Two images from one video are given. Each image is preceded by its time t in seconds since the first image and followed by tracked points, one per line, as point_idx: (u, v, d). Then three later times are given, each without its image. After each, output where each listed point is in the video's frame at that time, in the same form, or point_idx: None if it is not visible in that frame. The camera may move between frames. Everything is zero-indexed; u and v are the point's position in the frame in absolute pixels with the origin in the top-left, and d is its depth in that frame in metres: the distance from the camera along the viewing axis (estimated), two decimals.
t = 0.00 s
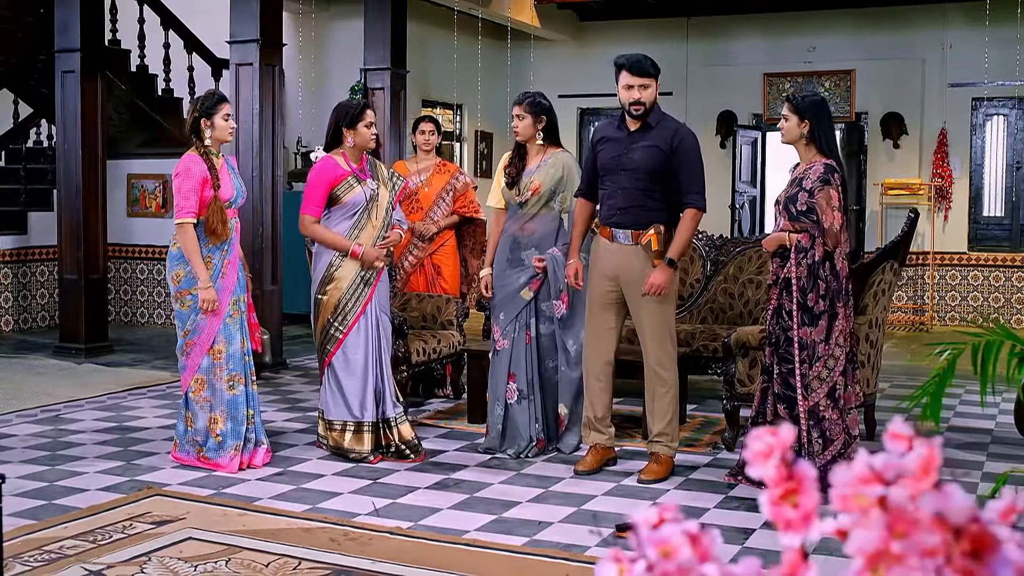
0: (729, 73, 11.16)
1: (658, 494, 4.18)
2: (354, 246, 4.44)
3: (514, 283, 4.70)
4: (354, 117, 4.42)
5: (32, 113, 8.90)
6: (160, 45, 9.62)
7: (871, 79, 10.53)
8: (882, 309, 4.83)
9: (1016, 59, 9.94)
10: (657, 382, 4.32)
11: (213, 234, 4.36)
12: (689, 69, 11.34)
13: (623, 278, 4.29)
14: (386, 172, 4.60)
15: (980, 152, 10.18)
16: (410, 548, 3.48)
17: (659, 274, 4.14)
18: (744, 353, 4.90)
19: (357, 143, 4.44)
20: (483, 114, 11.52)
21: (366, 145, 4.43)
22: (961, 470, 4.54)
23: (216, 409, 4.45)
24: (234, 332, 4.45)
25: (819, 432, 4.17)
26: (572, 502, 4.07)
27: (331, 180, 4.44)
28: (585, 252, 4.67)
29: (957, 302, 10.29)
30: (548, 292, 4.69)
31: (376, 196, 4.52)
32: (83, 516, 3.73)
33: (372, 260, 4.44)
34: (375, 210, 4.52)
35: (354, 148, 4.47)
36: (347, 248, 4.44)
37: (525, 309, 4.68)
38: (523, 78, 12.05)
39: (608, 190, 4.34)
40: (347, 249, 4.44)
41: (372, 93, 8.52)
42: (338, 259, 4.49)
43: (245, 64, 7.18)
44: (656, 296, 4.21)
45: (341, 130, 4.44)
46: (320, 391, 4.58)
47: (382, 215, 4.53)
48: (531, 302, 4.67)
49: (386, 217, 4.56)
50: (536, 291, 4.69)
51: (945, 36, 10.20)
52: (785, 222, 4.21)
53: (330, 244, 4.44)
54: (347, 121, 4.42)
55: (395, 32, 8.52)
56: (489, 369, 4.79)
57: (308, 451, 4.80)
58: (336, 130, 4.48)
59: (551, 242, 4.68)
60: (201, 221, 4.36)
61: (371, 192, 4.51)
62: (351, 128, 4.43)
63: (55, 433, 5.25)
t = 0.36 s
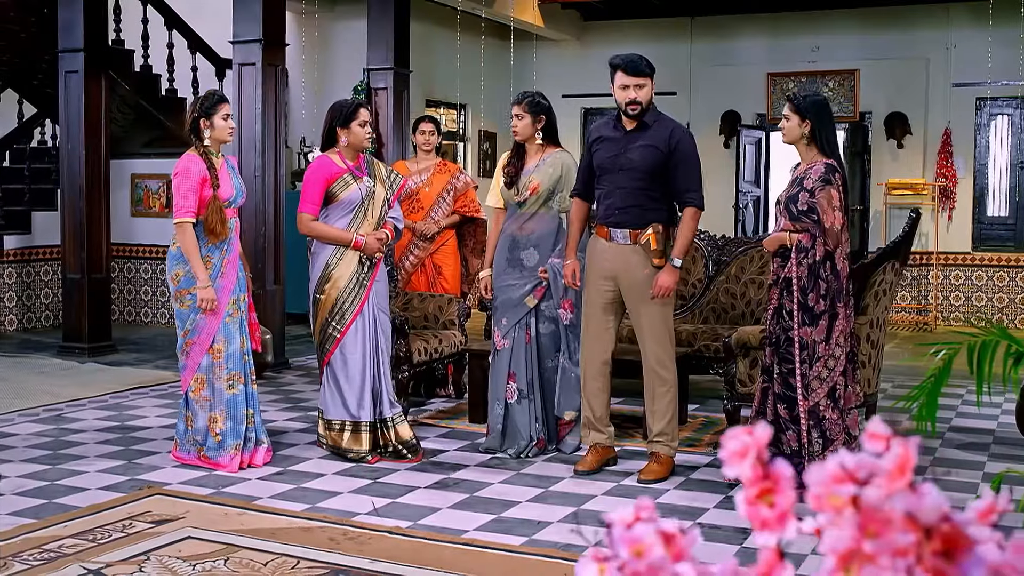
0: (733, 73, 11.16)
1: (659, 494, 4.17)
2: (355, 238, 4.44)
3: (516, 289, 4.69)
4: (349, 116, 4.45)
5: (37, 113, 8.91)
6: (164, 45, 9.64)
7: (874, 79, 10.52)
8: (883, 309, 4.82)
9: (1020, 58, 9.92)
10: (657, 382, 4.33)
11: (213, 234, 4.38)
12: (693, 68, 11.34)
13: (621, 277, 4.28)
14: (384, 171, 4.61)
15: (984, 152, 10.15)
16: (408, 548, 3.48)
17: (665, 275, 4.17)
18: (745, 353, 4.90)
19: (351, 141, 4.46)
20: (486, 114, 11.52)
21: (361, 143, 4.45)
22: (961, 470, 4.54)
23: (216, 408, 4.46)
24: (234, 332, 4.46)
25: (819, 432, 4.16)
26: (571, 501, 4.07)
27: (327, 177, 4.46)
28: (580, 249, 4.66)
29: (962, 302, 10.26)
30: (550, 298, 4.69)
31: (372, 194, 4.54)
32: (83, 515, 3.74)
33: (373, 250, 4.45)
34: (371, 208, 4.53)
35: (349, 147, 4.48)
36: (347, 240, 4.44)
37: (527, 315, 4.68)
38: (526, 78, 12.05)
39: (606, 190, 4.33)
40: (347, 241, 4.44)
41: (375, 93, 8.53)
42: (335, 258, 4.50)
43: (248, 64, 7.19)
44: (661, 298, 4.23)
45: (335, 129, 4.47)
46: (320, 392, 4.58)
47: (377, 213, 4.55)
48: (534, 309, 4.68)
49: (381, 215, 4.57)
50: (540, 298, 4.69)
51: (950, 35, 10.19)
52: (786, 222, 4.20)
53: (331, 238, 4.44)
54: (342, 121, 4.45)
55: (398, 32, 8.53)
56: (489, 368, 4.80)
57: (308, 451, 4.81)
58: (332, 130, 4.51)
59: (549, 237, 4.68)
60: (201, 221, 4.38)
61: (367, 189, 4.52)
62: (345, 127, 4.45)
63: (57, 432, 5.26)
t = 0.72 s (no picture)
0: (735, 72, 11.15)
1: (657, 494, 4.17)
2: (352, 238, 4.46)
3: (516, 293, 4.69)
4: (345, 115, 4.46)
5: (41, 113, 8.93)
6: (167, 45, 9.66)
7: (877, 79, 10.52)
8: (882, 309, 4.82)
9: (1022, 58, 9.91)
10: (656, 381, 4.33)
11: (212, 233, 4.39)
12: (695, 68, 11.34)
13: (618, 277, 4.29)
14: (382, 170, 4.61)
15: (987, 152, 10.13)
16: (405, 547, 3.48)
17: (649, 269, 4.15)
18: (744, 353, 4.89)
19: (346, 140, 4.47)
20: (488, 114, 11.52)
21: (356, 141, 4.46)
22: (959, 470, 4.54)
23: (216, 408, 4.47)
24: (233, 331, 4.46)
25: (818, 432, 4.15)
26: (570, 501, 4.07)
27: (323, 177, 4.46)
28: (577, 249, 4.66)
29: (963, 302, 10.24)
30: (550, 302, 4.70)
31: (368, 193, 4.54)
32: (82, 514, 3.75)
33: (370, 251, 4.46)
34: (367, 207, 4.53)
35: (345, 146, 4.49)
36: (343, 241, 4.45)
37: (526, 318, 4.68)
38: (528, 78, 12.05)
39: (602, 190, 4.32)
40: (344, 241, 4.45)
41: (377, 93, 8.54)
42: (332, 257, 4.51)
43: (249, 64, 7.20)
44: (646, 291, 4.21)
45: (330, 129, 4.48)
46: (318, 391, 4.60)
47: (373, 213, 4.55)
48: (534, 311, 4.68)
49: (378, 214, 4.58)
50: (540, 302, 4.69)
51: (952, 35, 10.18)
52: (785, 222, 4.20)
53: (327, 239, 4.45)
54: (337, 120, 4.46)
55: (400, 32, 8.53)
56: (489, 368, 4.80)
57: (308, 450, 4.81)
58: (327, 130, 4.53)
59: (546, 235, 4.68)
60: (199, 221, 4.38)
61: (363, 188, 4.53)
62: (339, 126, 4.47)
63: (57, 432, 5.27)
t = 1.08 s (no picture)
0: (737, 72, 11.15)
1: (656, 494, 4.17)
2: (353, 237, 4.48)
3: (516, 296, 4.69)
4: (343, 115, 4.46)
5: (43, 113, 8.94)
6: (170, 45, 9.68)
7: (880, 79, 10.50)
8: (882, 309, 4.82)
9: None
10: (655, 380, 4.32)
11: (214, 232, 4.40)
12: (697, 68, 11.34)
13: (616, 278, 4.29)
14: (384, 169, 4.62)
15: (990, 152, 10.10)
16: (403, 546, 3.49)
17: (651, 271, 4.16)
18: (744, 353, 4.88)
19: (345, 140, 4.48)
20: (490, 114, 11.52)
21: (355, 140, 4.47)
22: (958, 471, 4.53)
23: (216, 407, 4.47)
24: (235, 331, 4.47)
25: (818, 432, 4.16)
26: (569, 501, 4.07)
27: (322, 176, 4.47)
28: (576, 249, 4.65)
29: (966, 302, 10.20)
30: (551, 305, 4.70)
31: (368, 192, 4.55)
32: (82, 513, 3.75)
33: (369, 250, 4.47)
34: (365, 206, 4.54)
35: (345, 145, 4.50)
36: (342, 241, 4.47)
37: (526, 320, 4.68)
38: (530, 78, 12.05)
39: (600, 191, 4.32)
40: (344, 241, 4.47)
41: (379, 93, 8.53)
42: (332, 257, 4.52)
43: (251, 63, 7.21)
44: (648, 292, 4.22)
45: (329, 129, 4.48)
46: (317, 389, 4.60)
47: (373, 212, 4.56)
48: (534, 313, 4.68)
49: (378, 214, 4.58)
50: (540, 305, 4.69)
51: (955, 35, 10.16)
52: (785, 221, 4.20)
53: (327, 239, 4.47)
54: (336, 119, 4.46)
55: (402, 32, 8.54)
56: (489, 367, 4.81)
57: (308, 450, 4.82)
58: (327, 130, 4.53)
59: (544, 235, 4.68)
60: (201, 220, 4.39)
61: (363, 188, 4.53)
62: (338, 126, 4.47)
63: (58, 431, 5.28)
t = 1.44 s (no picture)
0: (739, 72, 11.14)
1: (655, 494, 4.16)
2: (352, 237, 4.48)
3: (516, 298, 4.70)
4: (346, 115, 4.46)
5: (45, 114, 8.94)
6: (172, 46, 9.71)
7: (883, 79, 10.49)
8: (882, 309, 4.81)
9: None
10: (653, 379, 4.32)
11: (216, 232, 4.41)
12: (700, 68, 11.33)
13: (615, 277, 4.30)
14: (388, 170, 4.62)
15: (993, 152, 10.07)
16: (401, 546, 3.50)
17: (649, 269, 4.17)
18: (744, 353, 4.88)
19: (348, 139, 4.48)
20: (492, 114, 11.51)
21: (358, 140, 4.47)
22: (957, 471, 4.53)
23: (217, 406, 4.47)
24: (237, 330, 4.48)
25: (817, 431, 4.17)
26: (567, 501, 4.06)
27: (325, 176, 4.48)
28: (574, 249, 4.66)
29: (969, 302, 10.18)
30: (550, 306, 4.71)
31: (370, 192, 4.55)
32: (81, 513, 3.75)
33: (371, 251, 4.47)
34: (367, 206, 4.54)
35: (348, 145, 4.50)
36: (345, 241, 4.47)
37: (525, 320, 4.69)
38: (531, 78, 12.05)
39: (598, 191, 4.33)
40: (345, 241, 4.47)
41: (380, 93, 8.53)
42: (333, 256, 4.53)
43: (252, 64, 7.21)
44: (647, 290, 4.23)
45: (332, 128, 4.49)
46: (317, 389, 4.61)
47: (375, 213, 4.56)
48: (533, 314, 4.69)
49: (379, 214, 4.58)
50: (539, 306, 4.69)
51: (957, 35, 10.15)
52: (784, 221, 4.19)
53: (328, 239, 4.47)
54: (338, 119, 4.47)
55: (404, 32, 8.54)
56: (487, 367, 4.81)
57: (307, 449, 4.82)
58: (331, 130, 4.54)
59: (543, 235, 4.68)
60: (203, 220, 4.41)
61: (365, 188, 4.54)
62: (341, 125, 4.47)
63: (59, 430, 5.29)
